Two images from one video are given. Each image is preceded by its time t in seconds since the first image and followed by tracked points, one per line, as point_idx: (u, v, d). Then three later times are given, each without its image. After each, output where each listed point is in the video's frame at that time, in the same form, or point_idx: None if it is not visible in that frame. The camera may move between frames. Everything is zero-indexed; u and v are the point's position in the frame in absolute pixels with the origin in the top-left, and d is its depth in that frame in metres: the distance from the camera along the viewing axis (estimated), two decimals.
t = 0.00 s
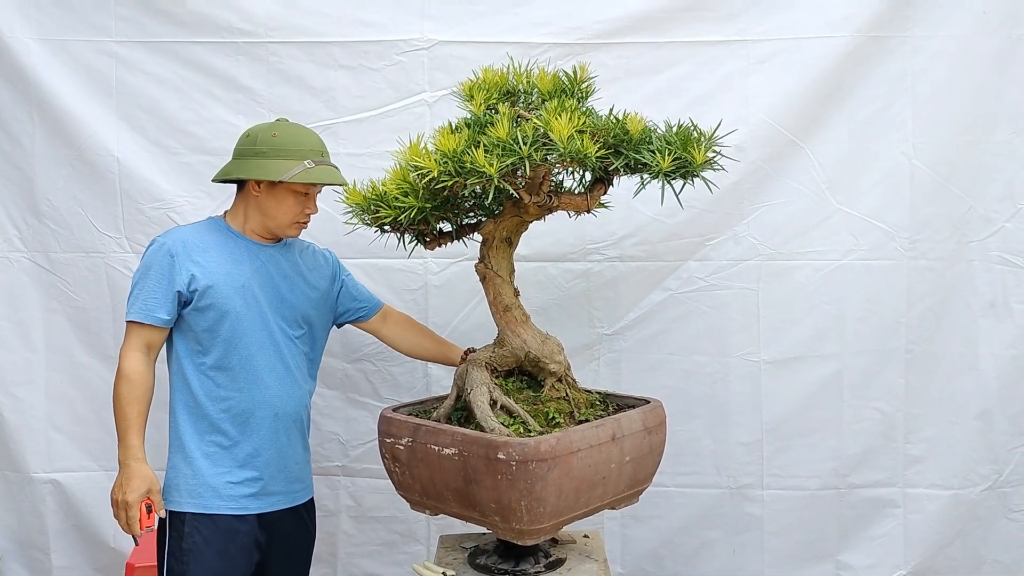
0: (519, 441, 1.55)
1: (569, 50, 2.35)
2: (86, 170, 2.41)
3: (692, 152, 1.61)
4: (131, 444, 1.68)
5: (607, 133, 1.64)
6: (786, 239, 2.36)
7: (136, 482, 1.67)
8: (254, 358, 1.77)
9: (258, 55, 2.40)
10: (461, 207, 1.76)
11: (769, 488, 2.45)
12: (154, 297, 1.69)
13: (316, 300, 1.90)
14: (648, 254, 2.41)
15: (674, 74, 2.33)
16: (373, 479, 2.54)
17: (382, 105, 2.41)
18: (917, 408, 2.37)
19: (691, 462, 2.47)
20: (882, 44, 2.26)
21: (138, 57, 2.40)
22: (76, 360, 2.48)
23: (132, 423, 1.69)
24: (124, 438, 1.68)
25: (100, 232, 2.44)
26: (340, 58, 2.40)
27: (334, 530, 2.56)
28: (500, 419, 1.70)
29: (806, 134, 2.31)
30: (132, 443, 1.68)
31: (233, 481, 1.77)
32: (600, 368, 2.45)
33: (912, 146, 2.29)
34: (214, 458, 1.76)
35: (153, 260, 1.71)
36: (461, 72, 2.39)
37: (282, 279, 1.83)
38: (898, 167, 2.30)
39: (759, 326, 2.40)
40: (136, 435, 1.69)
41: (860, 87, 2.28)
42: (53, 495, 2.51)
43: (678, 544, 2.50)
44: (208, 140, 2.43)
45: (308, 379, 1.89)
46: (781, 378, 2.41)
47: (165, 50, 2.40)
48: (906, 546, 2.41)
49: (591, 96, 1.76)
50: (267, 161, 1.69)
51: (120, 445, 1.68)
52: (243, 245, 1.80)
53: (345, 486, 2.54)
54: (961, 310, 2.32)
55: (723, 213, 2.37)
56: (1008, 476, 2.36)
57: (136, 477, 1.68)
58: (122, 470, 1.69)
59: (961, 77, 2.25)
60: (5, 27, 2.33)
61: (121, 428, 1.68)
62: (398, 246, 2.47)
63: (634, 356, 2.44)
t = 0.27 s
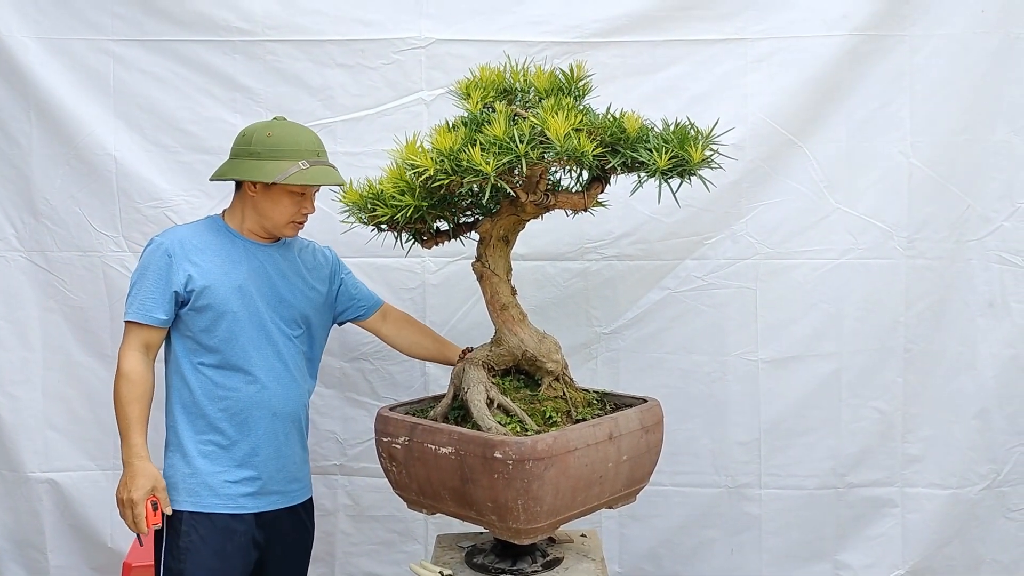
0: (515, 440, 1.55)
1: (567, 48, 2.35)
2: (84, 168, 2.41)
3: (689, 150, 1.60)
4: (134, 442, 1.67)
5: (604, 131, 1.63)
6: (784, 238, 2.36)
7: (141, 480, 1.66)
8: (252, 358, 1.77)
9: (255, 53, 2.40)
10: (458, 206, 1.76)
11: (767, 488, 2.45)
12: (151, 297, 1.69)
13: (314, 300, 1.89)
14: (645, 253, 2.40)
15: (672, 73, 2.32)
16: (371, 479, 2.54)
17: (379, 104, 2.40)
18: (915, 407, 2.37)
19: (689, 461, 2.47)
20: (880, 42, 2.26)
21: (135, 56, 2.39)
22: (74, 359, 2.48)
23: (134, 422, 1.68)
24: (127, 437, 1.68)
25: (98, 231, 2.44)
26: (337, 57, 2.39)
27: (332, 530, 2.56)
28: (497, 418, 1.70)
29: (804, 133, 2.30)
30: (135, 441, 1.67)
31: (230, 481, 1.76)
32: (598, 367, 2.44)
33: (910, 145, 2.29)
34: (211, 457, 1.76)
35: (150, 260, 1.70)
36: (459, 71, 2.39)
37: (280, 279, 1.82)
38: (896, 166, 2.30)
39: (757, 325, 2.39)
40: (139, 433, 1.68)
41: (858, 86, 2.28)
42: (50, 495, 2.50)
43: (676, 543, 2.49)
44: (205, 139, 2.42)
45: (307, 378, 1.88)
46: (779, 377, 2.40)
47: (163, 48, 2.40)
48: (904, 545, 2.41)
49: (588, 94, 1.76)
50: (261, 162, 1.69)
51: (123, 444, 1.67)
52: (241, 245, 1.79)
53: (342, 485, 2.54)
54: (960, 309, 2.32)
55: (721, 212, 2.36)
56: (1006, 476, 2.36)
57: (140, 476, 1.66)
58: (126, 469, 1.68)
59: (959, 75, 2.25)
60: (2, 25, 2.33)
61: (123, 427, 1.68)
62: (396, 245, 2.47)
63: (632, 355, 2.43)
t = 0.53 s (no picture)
0: (512, 440, 1.55)
1: (563, 48, 2.35)
2: (81, 169, 2.41)
3: (685, 150, 1.60)
4: (128, 445, 1.68)
5: (600, 132, 1.63)
6: (781, 238, 2.36)
7: (133, 484, 1.67)
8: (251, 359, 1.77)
9: (252, 53, 2.40)
10: (455, 206, 1.76)
11: (764, 488, 2.45)
12: (151, 299, 1.69)
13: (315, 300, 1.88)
14: (642, 253, 2.40)
15: (669, 73, 2.32)
16: (368, 478, 2.54)
17: (376, 104, 2.41)
18: (912, 407, 2.37)
19: (687, 461, 2.47)
20: (876, 42, 2.26)
21: (132, 56, 2.39)
22: (71, 359, 2.48)
23: (130, 424, 1.70)
24: (122, 439, 1.69)
25: (95, 231, 2.44)
26: (334, 57, 2.39)
27: (330, 530, 2.56)
28: (494, 418, 1.70)
29: (801, 133, 2.31)
30: (129, 444, 1.68)
31: (229, 481, 1.76)
32: (595, 367, 2.44)
33: (907, 145, 2.29)
34: (210, 458, 1.76)
35: (150, 262, 1.71)
36: (456, 71, 2.39)
37: (280, 280, 1.82)
38: (892, 166, 2.30)
39: (754, 325, 2.39)
40: (134, 436, 1.69)
41: (855, 86, 2.28)
42: (47, 495, 2.50)
43: (673, 543, 2.49)
44: (202, 139, 2.42)
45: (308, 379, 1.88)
46: (776, 377, 2.40)
47: (160, 49, 2.40)
48: (901, 545, 2.41)
49: (584, 94, 1.76)
50: (253, 167, 1.69)
51: (117, 446, 1.68)
52: (240, 246, 1.79)
53: (340, 485, 2.54)
54: (957, 309, 2.32)
55: (717, 212, 2.36)
56: (1003, 476, 2.36)
57: (133, 478, 1.67)
58: (119, 471, 1.69)
59: (955, 76, 2.25)
60: None
61: (119, 429, 1.69)
62: (393, 245, 2.47)
63: (629, 355, 2.43)
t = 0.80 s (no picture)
0: (510, 439, 1.55)
1: (562, 49, 2.35)
2: (80, 169, 2.41)
3: (683, 150, 1.60)
4: (126, 445, 1.70)
5: (598, 131, 1.64)
6: (779, 238, 2.36)
7: (131, 484, 1.68)
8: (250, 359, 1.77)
9: (251, 53, 2.40)
10: (453, 206, 1.76)
11: (763, 487, 2.45)
12: (150, 301, 1.71)
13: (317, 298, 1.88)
14: (640, 252, 2.41)
15: (668, 72, 2.33)
16: (367, 478, 2.54)
17: (375, 104, 2.41)
18: (910, 407, 2.37)
19: (685, 461, 2.47)
20: (874, 42, 2.26)
21: (131, 56, 2.39)
22: (70, 359, 2.48)
23: (129, 424, 1.71)
24: (121, 439, 1.70)
25: (94, 231, 2.44)
26: (333, 57, 2.40)
27: (329, 529, 2.56)
28: (492, 418, 1.70)
29: (799, 133, 2.31)
30: (128, 444, 1.70)
31: (231, 481, 1.77)
32: (593, 367, 2.45)
33: (906, 145, 2.29)
34: (212, 457, 1.77)
35: (149, 264, 1.72)
36: (454, 71, 2.39)
37: (281, 279, 1.82)
38: (891, 166, 2.30)
39: (752, 324, 2.39)
40: (132, 437, 1.70)
41: (853, 86, 2.28)
42: (46, 495, 2.50)
43: (672, 543, 2.50)
44: (201, 139, 2.42)
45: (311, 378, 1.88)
46: (774, 376, 2.41)
47: (159, 49, 2.40)
48: (900, 544, 2.41)
49: (583, 94, 1.76)
50: (243, 170, 1.69)
51: (116, 446, 1.70)
52: (240, 246, 1.79)
53: (339, 485, 2.54)
54: (955, 308, 2.32)
55: (716, 212, 2.37)
56: (1002, 475, 2.36)
57: (130, 478, 1.68)
58: (118, 471, 1.70)
59: (953, 75, 2.25)
60: None
61: (118, 429, 1.71)
62: (391, 245, 2.47)
63: (627, 355, 2.43)
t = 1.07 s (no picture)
0: (508, 438, 1.55)
1: (561, 48, 2.35)
2: (79, 168, 2.41)
3: (682, 149, 1.60)
4: (136, 447, 1.71)
5: (596, 131, 1.64)
6: (778, 237, 2.36)
7: (142, 485, 1.70)
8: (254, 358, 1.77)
9: (250, 53, 2.40)
10: (452, 205, 1.76)
11: (762, 486, 2.45)
12: (153, 303, 1.71)
13: (321, 296, 1.87)
14: (639, 252, 2.41)
15: (667, 72, 2.33)
16: (366, 477, 2.54)
17: (373, 103, 2.41)
18: (909, 406, 2.37)
19: (684, 460, 2.47)
20: (873, 42, 2.26)
21: (131, 55, 2.39)
22: (69, 358, 2.48)
23: (138, 426, 1.72)
24: (130, 441, 1.71)
25: (93, 230, 2.44)
26: (332, 56, 2.40)
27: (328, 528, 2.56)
28: (490, 417, 1.70)
29: (798, 132, 2.31)
30: (137, 446, 1.71)
31: (239, 480, 1.77)
32: (592, 366, 2.45)
33: (904, 144, 2.29)
34: (219, 457, 1.77)
35: (152, 267, 1.72)
36: (453, 71, 2.39)
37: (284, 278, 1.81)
38: (889, 165, 2.30)
39: (751, 324, 2.39)
40: (141, 438, 1.72)
41: (852, 85, 2.28)
42: (45, 494, 2.50)
43: (671, 542, 2.50)
44: (200, 138, 2.42)
45: (316, 375, 1.87)
46: (773, 375, 2.41)
47: (158, 48, 2.40)
48: (899, 543, 2.41)
49: (581, 94, 1.76)
50: (235, 174, 1.69)
51: (126, 448, 1.71)
52: (242, 246, 1.79)
53: (338, 484, 2.54)
54: (954, 308, 2.32)
55: (715, 212, 2.37)
56: (1000, 474, 2.36)
57: (140, 479, 1.69)
58: (128, 472, 1.72)
59: (952, 75, 2.25)
60: None
61: (127, 432, 1.72)
62: (391, 244, 2.47)
63: (626, 354, 2.43)
